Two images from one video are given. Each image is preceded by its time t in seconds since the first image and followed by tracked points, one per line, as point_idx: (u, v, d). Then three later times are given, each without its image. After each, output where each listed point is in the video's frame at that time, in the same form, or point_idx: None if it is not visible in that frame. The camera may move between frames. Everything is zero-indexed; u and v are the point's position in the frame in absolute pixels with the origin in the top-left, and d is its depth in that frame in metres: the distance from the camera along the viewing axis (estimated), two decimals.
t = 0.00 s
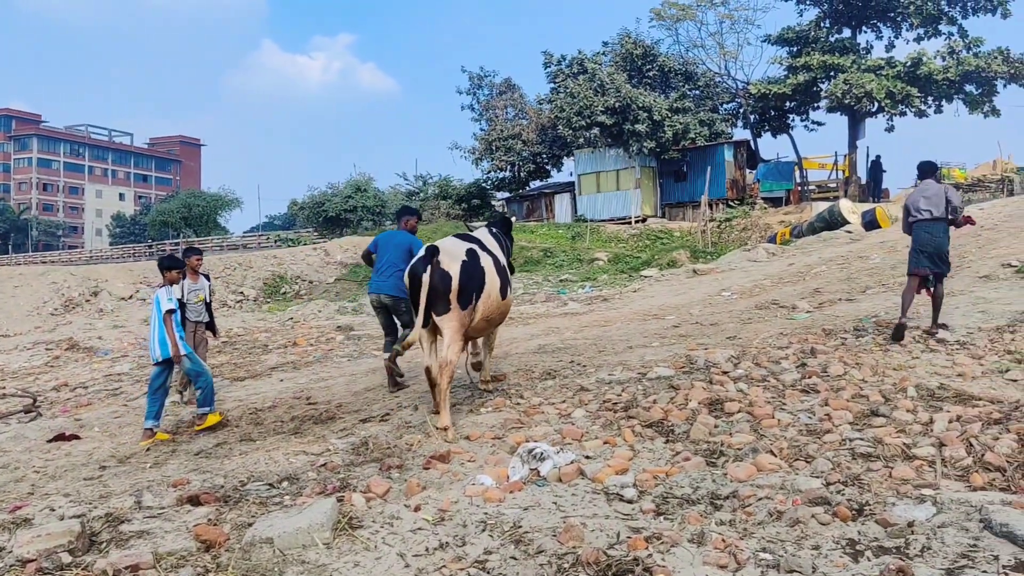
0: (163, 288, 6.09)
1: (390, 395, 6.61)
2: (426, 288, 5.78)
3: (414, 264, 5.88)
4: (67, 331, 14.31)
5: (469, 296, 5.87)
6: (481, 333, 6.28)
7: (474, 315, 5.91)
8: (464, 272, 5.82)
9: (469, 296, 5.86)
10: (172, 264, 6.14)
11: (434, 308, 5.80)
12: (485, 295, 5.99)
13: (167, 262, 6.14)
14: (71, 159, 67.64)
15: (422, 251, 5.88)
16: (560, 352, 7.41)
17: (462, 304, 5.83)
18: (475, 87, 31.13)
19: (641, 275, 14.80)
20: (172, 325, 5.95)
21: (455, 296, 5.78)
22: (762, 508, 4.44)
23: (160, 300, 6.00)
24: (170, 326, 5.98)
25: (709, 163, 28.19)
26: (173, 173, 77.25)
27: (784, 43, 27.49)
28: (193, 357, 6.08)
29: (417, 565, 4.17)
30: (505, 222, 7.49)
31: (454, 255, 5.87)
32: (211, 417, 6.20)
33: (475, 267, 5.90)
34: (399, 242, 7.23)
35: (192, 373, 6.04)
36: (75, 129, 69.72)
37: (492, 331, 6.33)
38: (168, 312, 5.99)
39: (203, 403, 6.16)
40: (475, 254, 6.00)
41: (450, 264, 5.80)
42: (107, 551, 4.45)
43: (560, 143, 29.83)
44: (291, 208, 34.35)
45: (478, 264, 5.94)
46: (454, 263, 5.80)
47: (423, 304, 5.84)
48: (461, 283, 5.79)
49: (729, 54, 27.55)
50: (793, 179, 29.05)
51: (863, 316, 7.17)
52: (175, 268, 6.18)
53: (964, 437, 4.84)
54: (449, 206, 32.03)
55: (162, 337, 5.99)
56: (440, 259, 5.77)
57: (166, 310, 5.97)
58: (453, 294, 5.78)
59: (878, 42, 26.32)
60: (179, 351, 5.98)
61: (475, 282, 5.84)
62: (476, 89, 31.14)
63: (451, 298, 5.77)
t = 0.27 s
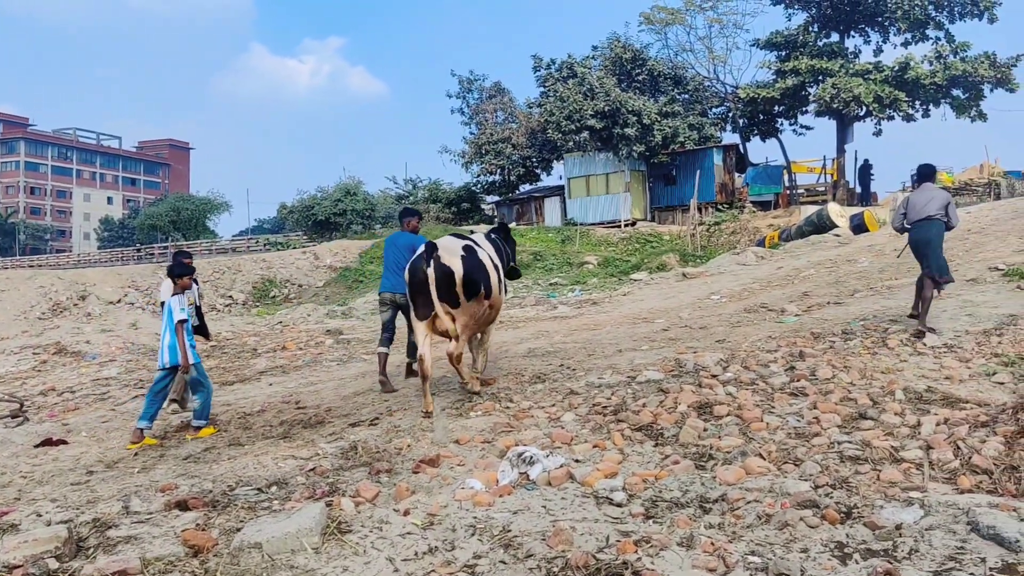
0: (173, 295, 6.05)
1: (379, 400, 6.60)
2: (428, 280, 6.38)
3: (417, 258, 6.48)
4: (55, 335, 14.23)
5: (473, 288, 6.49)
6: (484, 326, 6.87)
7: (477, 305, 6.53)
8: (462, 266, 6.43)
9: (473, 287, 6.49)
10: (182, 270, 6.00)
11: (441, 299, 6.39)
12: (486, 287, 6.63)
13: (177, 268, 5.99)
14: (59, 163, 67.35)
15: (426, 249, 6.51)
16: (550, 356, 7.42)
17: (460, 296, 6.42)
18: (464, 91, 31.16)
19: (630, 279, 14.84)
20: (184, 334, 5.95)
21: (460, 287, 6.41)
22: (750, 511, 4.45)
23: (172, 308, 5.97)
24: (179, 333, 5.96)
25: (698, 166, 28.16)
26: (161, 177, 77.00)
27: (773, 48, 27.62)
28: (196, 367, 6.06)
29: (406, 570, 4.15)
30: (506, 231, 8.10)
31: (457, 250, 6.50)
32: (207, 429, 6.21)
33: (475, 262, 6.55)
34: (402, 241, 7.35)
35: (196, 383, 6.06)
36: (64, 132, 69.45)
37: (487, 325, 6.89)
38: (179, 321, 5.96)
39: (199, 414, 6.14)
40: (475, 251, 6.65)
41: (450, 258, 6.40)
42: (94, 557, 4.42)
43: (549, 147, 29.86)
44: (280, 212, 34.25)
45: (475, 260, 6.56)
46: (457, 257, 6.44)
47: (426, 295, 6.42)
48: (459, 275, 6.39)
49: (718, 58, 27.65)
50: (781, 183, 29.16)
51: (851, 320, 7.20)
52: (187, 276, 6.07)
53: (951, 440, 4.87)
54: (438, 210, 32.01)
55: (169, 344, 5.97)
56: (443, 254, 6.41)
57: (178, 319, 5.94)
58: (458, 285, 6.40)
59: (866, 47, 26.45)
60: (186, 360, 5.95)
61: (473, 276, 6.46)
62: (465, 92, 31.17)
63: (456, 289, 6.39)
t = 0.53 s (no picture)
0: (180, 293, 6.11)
1: (365, 406, 6.58)
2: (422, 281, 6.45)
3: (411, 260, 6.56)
4: (38, 342, 14.13)
5: (462, 291, 6.58)
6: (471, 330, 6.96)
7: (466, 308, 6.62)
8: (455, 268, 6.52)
9: (463, 290, 6.59)
10: (194, 269, 6.12)
11: (433, 300, 6.47)
12: (475, 291, 6.73)
13: (190, 266, 6.11)
14: (44, 168, 66.94)
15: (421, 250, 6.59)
16: (537, 362, 7.42)
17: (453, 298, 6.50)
18: (451, 96, 31.17)
19: (617, 284, 14.86)
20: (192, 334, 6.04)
21: (452, 290, 6.50)
22: (736, 517, 4.46)
23: (182, 307, 6.03)
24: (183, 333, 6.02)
25: (685, 171, 28.25)
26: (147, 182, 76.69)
27: (758, 54, 27.77)
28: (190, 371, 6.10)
29: None
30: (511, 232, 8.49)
31: (450, 253, 6.60)
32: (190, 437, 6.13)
33: (467, 266, 6.65)
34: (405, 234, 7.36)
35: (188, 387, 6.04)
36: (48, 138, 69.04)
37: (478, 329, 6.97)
38: (186, 321, 6.04)
39: (184, 419, 6.05)
40: (468, 254, 6.75)
41: (444, 260, 6.49)
42: (77, 566, 4.37)
43: (536, 153, 29.89)
44: (266, 218, 34.11)
45: (468, 263, 6.66)
46: (450, 260, 6.52)
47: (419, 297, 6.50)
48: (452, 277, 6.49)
49: (704, 64, 27.75)
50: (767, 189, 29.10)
51: (837, 325, 7.23)
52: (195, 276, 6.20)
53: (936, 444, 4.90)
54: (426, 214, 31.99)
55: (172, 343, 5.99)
56: (437, 256, 6.49)
57: (187, 319, 6.02)
58: (450, 288, 6.49)
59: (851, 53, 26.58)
60: (186, 360, 6.00)
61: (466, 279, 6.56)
62: (453, 98, 31.17)
63: (447, 291, 6.47)
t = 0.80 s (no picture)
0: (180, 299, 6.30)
1: (348, 414, 6.55)
2: (421, 283, 6.75)
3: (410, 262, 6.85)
4: (19, 350, 14.01)
5: (458, 292, 6.85)
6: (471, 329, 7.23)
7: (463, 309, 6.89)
8: (452, 270, 6.80)
9: (459, 292, 6.85)
10: (195, 276, 6.37)
11: (431, 300, 6.76)
12: (473, 293, 6.98)
13: (191, 274, 6.35)
14: (26, 175, 66.49)
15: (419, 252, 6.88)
16: (521, 367, 7.43)
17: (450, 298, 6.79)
18: (436, 102, 31.20)
19: (601, 290, 14.90)
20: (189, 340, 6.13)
21: (448, 292, 6.77)
22: (719, 523, 4.46)
23: (184, 312, 6.16)
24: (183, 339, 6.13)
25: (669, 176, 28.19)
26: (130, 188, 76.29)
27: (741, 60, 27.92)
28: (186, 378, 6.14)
29: None
30: (513, 231, 8.60)
31: (447, 256, 6.86)
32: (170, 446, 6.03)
33: (464, 269, 6.90)
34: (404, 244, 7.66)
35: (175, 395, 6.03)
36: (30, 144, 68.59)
37: (478, 327, 7.25)
38: (187, 327, 6.17)
39: (167, 425, 6.02)
40: (466, 257, 7.01)
41: (441, 263, 6.77)
42: None
43: (521, 158, 29.94)
44: (251, 223, 33.97)
45: (466, 265, 6.93)
46: (447, 263, 6.79)
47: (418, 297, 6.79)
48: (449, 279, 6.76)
49: (687, 71, 27.86)
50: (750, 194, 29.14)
51: (820, 330, 7.26)
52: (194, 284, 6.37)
53: (917, 449, 4.92)
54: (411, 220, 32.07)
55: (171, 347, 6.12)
56: (434, 259, 6.77)
57: (188, 324, 6.15)
58: (446, 290, 6.76)
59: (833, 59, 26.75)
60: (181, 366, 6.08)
61: (463, 281, 6.84)
62: (437, 104, 31.18)
63: (443, 293, 6.75)
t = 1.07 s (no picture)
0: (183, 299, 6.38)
1: (331, 420, 6.53)
2: (414, 284, 6.81)
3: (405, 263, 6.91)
4: None
5: (451, 295, 6.89)
6: (465, 330, 7.28)
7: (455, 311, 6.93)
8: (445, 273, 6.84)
9: (452, 295, 6.88)
10: (194, 279, 6.39)
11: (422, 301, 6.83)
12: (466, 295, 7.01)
13: (191, 275, 6.38)
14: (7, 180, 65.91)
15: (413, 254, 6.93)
16: (505, 373, 7.43)
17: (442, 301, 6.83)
18: (420, 107, 31.19)
19: (585, 295, 14.92)
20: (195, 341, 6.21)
21: (440, 294, 6.82)
22: (701, 527, 4.46)
23: (187, 312, 6.24)
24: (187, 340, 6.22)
25: (652, 184, 28.37)
26: (113, 193, 75.79)
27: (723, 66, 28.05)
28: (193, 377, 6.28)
29: None
30: (520, 234, 8.52)
31: (441, 259, 6.90)
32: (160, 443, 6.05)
33: (458, 272, 6.93)
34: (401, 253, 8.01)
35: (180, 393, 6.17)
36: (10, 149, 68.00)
37: (472, 329, 7.30)
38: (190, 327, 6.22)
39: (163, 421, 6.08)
40: (460, 260, 7.03)
41: (435, 266, 6.81)
42: None
43: (505, 163, 30.01)
44: (234, 228, 33.78)
45: (460, 268, 6.96)
46: (440, 266, 6.83)
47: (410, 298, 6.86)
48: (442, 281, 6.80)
49: (671, 76, 27.98)
50: (734, 199, 29.42)
51: (801, 334, 7.30)
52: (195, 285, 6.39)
53: (898, 453, 4.95)
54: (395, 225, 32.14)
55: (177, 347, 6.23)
56: (428, 262, 6.82)
57: (192, 324, 6.20)
58: (438, 292, 6.80)
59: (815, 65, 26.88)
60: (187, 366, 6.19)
61: (456, 284, 6.88)
62: (422, 109, 31.19)
63: (435, 295, 6.79)
